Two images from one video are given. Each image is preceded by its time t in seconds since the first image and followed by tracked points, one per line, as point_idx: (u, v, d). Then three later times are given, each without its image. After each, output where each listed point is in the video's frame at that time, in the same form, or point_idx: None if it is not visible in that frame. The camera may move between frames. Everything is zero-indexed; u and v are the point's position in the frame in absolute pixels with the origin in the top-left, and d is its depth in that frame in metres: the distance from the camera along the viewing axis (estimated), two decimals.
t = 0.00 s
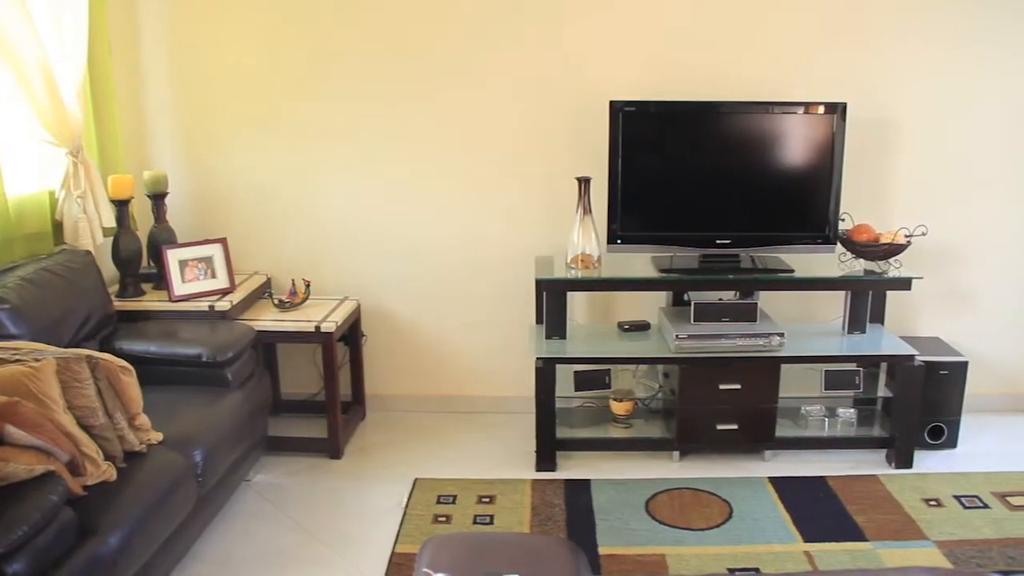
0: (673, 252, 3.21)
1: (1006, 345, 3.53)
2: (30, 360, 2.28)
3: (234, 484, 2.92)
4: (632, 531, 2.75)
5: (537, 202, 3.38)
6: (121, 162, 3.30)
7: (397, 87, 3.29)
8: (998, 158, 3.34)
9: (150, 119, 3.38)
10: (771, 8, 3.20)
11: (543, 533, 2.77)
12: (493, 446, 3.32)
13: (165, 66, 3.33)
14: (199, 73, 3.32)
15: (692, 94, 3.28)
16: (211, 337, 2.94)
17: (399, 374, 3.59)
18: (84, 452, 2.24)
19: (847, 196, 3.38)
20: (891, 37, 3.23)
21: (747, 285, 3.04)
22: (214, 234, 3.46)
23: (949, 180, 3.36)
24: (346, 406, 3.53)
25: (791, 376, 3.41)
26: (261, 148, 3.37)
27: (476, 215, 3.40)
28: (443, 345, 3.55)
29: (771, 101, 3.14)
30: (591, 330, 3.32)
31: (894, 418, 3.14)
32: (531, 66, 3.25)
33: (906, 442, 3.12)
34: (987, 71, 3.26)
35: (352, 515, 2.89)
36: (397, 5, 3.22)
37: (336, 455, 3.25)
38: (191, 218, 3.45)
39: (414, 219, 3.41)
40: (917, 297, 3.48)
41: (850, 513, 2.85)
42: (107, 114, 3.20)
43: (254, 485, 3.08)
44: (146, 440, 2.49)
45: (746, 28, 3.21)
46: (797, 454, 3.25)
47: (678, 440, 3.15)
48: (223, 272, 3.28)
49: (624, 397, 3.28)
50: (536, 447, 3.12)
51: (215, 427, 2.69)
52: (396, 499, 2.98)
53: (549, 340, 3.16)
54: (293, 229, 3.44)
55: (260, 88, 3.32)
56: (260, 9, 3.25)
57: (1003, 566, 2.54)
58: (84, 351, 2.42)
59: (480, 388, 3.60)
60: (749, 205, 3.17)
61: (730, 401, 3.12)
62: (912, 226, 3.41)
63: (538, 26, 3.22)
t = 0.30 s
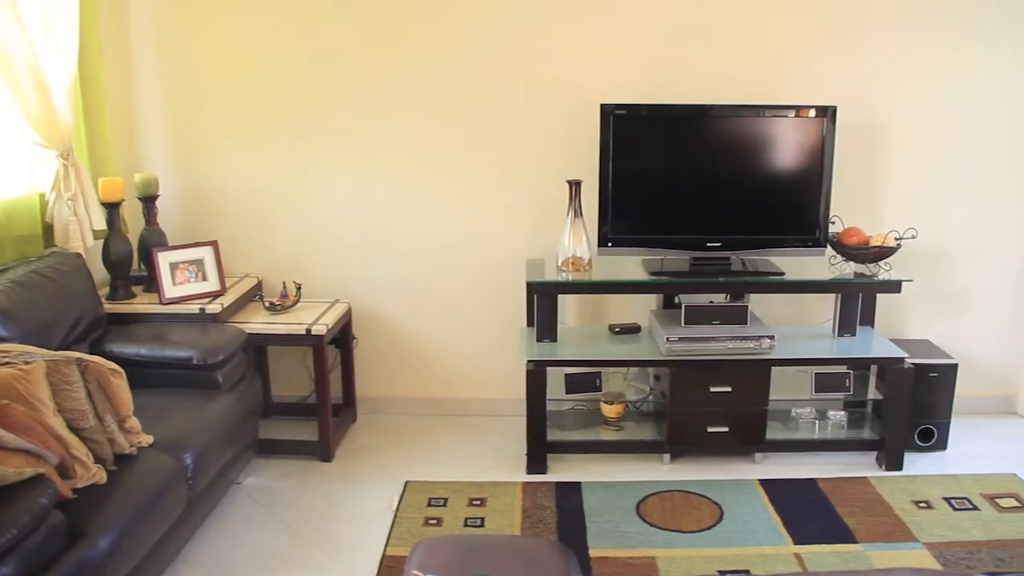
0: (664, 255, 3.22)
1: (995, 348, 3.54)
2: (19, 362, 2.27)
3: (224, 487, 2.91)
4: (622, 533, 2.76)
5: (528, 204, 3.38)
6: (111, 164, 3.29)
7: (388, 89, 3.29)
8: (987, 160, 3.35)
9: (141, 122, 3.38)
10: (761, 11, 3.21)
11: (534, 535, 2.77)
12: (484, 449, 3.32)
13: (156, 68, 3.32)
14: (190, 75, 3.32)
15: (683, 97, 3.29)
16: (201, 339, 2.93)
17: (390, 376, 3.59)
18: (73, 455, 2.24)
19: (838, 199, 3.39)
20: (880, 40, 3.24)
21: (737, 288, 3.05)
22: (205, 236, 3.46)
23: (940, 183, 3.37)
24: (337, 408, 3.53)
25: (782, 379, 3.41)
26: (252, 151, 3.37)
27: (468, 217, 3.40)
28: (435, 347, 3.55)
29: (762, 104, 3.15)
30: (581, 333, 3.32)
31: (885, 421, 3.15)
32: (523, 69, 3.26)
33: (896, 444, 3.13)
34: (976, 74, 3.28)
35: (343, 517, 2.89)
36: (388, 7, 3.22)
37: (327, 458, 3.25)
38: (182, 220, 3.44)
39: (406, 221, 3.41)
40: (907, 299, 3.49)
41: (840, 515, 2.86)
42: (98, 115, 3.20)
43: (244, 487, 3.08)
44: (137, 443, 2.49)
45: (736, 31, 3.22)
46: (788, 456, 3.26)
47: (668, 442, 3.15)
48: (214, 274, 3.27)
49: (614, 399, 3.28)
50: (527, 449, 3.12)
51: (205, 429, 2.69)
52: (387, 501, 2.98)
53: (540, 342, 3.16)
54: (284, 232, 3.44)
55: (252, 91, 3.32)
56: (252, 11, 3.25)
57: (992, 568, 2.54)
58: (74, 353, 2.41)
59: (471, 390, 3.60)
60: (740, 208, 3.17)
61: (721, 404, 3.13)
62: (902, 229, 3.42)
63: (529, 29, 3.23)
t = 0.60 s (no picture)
0: (658, 255, 3.22)
1: (989, 347, 3.55)
2: (13, 363, 2.27)
3: (218, 487, 2.91)
4: (616, 533, 2.76)
5: (522, 205, 3.38)
6: (105, 164, 3.29)
7: (382, 89, 3.29)
8: (980, 160, 3.36)
9: (135, 122, 3.37)
10: (754, 12, 3.21)
11: (528, 535, 2.77)
12: (479, 449, 3.32)
13: (150, 69, 3.32)
14: (184, 75, 3.31)
15: (677, 97, 3.29)
16: (195, 340, 2.93)
17: (384, 376, 3.59)
18: (67, 455, 2.24)
19: (831, 199, 3.40)
20: (873, 41, 3.25)
21: (731, 288, 3.05)
22: (199, 236, 3.45)
23: (933, 183, 3.38)
24: (331, 409, 3.53)
25: (775, 379, 3.42)
26: (246, 151, 3.37)
27: (462, 217, 3.40)
28: (429, 348, 3.56)
29: (756, 105, 3.15)
30: (575, 333, 3.32)
31: (878, 421, 3.16)
32: (517, 69, 3.26)
33: (889, 444, 3.14)
34: (968, 74, 3.28)
35: (337, 518, 2.89)
36: (381, 8, 3.22)
37: (322, 458, 3.25)
38: (176, 221, 3.44)
39: (400, 221, 3.41)
40: (901, 299, 3.50)
41: (834, 514, 2.86)
42: (92, 116, 3.20)
43: (238, 488, 3.08)
44: (131, 443, 2.48)
45: (729, 31, 3.23)
46: (781, 456, 3.26)
47: (662, 443, 3.15)
48: (208, 275, 3.27)
49: (608, 399, 3.29)
50: (522, 450, 3.13)
51: (199, 430, 2.69)
52: (381, 502, 2.98)
53: (533, 342, 3.16)
54: (278, 232, 3.44)
55: (246, 91, 3.31)
56: (246, 11, 3.25)
57: (983, 567, 2.55)
58: (67, 354, 2.41)
59: (466, 390, 3.60)
60: (734, 208, 3.18)
61: (714, 404, 3.13)
62: (895, 229, 3.43)
63: (522, 30, 3.23)
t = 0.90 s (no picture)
0: (650, 254, 3.23)
1: (979, 346, 3.57)
2: (3, 362, 2.27)
3: (210, 486, 2.91)
4: (608, 531, 2.76)
5: (514, 204, 3.39)
6: (96, 164, 3.28)
7: (374, 89, 3.29)
8: (970, 159, 3.38)
9: (127, 122, 3.37)
10: (745, 11, 3.22)
11: (520, 533, 2.78)
12: (471, 447, 3.33)
13: (141, 68, 3.31)
14: (176, 74, 3.31)
15: (669, 96, 3.30)
16: (187, 339, 2.93)
17: (377, 375, 3.59)
18: (58, 454, 2.23)
19: (823, 198, 3.41)
20: (863, 40, 3.26)
21: (723, 287, 3.06)
22: (191, 235, 3.45)
23: (924, 183, 3.39)
24: (323, 408, 3.53)
25: (767, 378, 3.43)
26: (238, 151, 3.36)
27: (454, 216, 3.41)
28: (421, 347, 3.56)
29: (749, 104, 3.16)
30: (567, 332, 3.33)
31: (869, 419, 3.17)
32: (509, 69, 3.26)
33: (880, 442, 3.15)
34: (958, 74, 3.30)
35: (329, 517, 2.89)
36: (373, 7, 3.22)
37: (314, 457, 3.25)
38: (167, 220, 3.44)
39: (392, 220, 3.41)
40: (892, 298, 3.51)
41: (825, 512, 2.87)
42: (82, 115, 3.19)
43: (230, 487, 3.07)
44: (122, 442, 2.48)
45: (721, 31, 3.24)
46: (773, 454, 3.27)
47: (654, 441, 3.16)
48: (200, 274, 3.27)
49: (600, 398, 3.29)
50: (514, 448, 3.13)
51: (191, 429, 2.69)
52: (373, 501, 2.98)
53: (526, 341, 3.17)
54: (269, 231, 3.44)
55: (237, 90, 3.31)
56: (237, 10, 3.24)
57: (973, 563, 2.57)
58: (58, 353, 2.41)
59: (458, 389, 3.61)
60: (726, 208, 3.19)
61: (706, 402, 3.14)
62: (886, 229, 3.44)
63: (514, 29, 3.23)
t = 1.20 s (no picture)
0: (643, 253, 3.23)
1: (971, 343, 3.58)
2: None
3: (203, 486, 2.90)
4: (602, 529, 2.77)
5: (507, 203, 3.39)
6: (88, 163, 3.27)
7: (367, 88, 3.29)
8: (962, 157, 3.39)
9: (118, 121, 3.36)
10: (737, 11, 3.23)
11: (514, 531, 2.78)
12: (465, 446, 3.33)
13: (132, 67, 3.30)
14: (168, 73, 3.30)
15: (661, 95, 3.30)
16: (180, 338, 2.92)
17: (370, 374, 3.59)
18: (50, 454, 2.23)
19: (815, 197, 3.41)
20: (856, 39, 3.26)
21: (716, 285, 3.07)
22: (183, 235, 3.44)
23: (915, 181, 3.40)
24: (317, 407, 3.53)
25: (760, 376, 3.44)
26: (231, 150, 3.36)
27: (447, 215, 3.40)
28: (414, 346, 3.56)
29: (741, 103, 3.16)
30: (560, 331, 3.33)
31: (861, 416, 3.18)
32: (501, 68, 3.26)
33: (872, 439, 3.16)
34: (950, 72, 3.31)
35: (323, 516, 2.89)
36: (366, 7, 3.22)
37: (307, 457, 3.25)
38: (160, 220, 3.43)
39: (385, 219, 3.41)
40: (884, 296, 3.52)
41: (818, 510, 2.88)
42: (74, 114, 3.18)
43: (224, 487, 3.07)
44: (115, 442, 2.48)
45: (713, 30, 3.24)
46: (766, 452, 3.28)
47: (647, 439, 3.17)
48: (192, 274, 3.26)
49: (593, 396, 3.29)
50: (508, 447, 3.13)
51: (184, 429, 2.68)
52: (366, 500, 2.98)
53: (519, 340, 3.17)
54: (262, 231, 3.43)
55: (230, 89, 3.30)
56: (229, 9, 3.24)
57: (965, 560, 2.58)
58: (50, 353, 2.40)
59: (452, 388, 3.61)
60: (719, 206, 3.19)
61: (699, 400, 3.14)
62: (878, 227, 3.45)
63: (507, 28, 3.23)
